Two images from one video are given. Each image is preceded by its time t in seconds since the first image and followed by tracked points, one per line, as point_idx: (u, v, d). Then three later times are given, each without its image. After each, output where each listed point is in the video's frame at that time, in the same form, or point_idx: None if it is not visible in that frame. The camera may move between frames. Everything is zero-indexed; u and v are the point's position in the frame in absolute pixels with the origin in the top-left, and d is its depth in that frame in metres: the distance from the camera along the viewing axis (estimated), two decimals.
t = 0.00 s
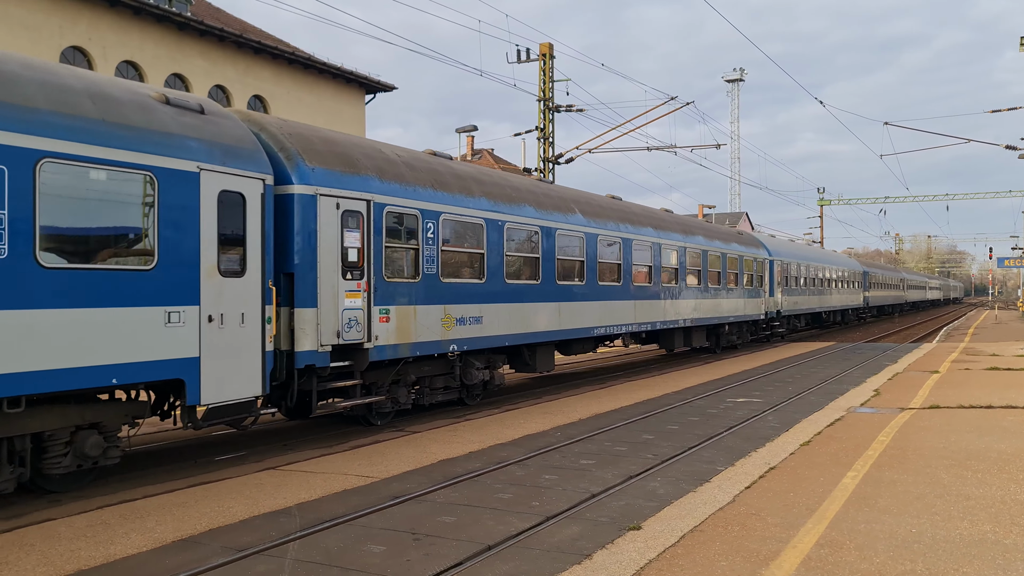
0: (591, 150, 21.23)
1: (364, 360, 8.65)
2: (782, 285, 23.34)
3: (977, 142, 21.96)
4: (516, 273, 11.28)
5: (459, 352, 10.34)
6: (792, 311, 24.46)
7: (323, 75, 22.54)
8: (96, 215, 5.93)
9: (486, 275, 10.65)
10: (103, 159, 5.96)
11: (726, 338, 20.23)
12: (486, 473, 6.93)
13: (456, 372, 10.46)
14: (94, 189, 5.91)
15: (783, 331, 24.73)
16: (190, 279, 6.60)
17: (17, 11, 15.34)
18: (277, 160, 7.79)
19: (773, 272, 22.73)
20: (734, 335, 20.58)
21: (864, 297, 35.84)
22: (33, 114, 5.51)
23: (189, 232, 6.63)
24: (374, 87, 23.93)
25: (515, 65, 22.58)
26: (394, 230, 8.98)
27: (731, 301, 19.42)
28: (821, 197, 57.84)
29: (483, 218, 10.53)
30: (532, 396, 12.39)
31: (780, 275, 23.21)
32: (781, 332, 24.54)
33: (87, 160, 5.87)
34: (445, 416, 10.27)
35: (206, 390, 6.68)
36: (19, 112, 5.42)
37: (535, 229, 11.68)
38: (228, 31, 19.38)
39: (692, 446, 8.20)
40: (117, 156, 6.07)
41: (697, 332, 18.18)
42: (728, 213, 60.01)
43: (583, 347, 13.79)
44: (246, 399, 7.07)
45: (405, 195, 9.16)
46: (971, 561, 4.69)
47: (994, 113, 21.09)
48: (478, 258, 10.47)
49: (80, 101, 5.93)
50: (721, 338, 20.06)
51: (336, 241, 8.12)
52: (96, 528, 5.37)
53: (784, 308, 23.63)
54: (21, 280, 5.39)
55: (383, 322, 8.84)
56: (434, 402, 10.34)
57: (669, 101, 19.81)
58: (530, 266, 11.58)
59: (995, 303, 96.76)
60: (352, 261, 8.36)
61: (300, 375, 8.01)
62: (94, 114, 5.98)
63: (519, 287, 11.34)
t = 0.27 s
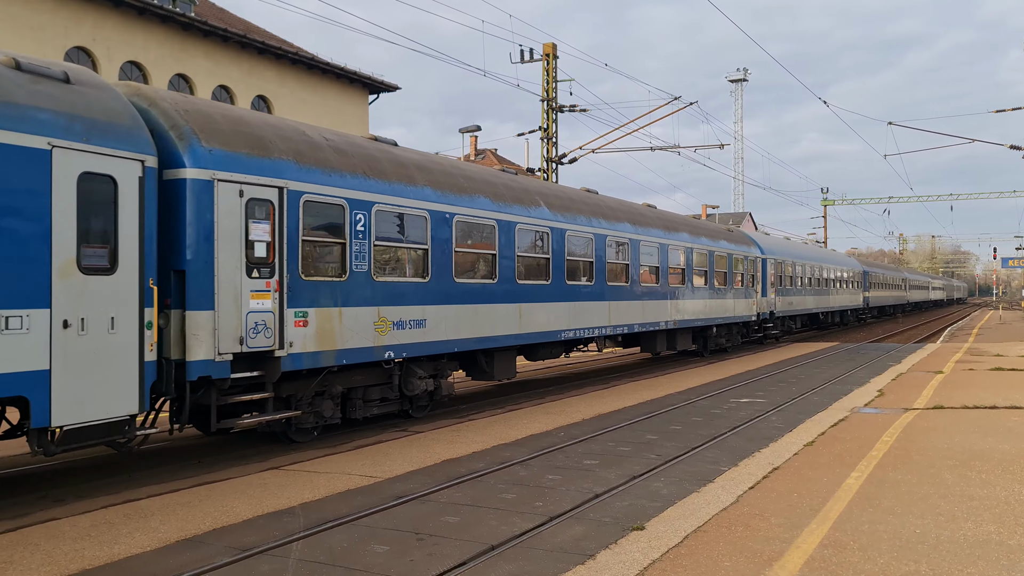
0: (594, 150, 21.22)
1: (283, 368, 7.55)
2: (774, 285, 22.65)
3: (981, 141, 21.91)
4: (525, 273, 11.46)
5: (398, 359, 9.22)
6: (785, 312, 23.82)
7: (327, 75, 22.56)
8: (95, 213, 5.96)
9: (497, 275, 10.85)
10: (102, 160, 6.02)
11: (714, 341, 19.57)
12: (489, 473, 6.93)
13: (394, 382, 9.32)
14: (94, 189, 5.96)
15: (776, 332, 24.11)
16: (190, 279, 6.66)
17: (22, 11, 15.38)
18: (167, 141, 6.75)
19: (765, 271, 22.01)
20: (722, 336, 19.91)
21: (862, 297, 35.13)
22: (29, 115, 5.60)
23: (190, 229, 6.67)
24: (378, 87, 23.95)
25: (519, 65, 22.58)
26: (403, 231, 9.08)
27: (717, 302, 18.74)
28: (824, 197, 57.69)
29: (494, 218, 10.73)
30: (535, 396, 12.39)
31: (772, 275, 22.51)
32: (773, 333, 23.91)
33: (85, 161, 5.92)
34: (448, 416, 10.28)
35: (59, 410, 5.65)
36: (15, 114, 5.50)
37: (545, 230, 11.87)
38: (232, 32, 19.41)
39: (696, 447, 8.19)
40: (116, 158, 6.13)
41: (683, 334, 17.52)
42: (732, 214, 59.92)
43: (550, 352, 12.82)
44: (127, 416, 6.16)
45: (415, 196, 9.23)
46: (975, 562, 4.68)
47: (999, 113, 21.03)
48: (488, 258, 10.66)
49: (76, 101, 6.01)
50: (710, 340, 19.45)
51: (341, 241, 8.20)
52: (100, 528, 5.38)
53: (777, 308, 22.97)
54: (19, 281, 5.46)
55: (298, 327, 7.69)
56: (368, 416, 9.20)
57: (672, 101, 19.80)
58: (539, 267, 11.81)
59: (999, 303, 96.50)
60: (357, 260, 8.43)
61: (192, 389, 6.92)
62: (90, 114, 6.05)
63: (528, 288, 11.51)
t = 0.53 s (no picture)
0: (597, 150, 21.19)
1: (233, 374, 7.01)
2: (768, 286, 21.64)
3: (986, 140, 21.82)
4: (533, 274, 11.47)
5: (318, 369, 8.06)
6: (781, 313, 22.87)
7: (329, 75, 22.57)
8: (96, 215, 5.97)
9: (505, 276, 10.86)
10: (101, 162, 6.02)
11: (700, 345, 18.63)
12: (493, 474, 6.93)
13: (311, 395, 8.20)
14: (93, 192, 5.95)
15: (769, 335, 23.12)
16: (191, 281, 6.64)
17: (25, 12, 15.43)
18: (13, 114, 5.74)
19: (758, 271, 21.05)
20: (710, 339, 18.86)
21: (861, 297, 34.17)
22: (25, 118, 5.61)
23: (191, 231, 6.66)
24: (380, 87, 23.95)
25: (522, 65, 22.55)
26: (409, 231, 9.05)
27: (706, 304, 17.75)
28: (827, 197, 57.53)
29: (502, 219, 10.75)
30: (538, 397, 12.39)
31: (765, 275, 21.54)
32: (765, 337, 22.95)
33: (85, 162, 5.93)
34: (451, 417, 10.28)
35: None
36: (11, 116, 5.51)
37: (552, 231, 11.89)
38: (235, 32, 19.44)
39: (699, 448, 8.17)
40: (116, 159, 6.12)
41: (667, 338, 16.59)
42: (735, 214, 59.83)
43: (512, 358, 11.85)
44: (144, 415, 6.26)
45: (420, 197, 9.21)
46: (980, 564, 4.66)
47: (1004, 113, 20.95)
48: (495, 259, 10.67)
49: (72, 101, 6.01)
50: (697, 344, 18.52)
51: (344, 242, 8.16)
52: (104, 528, 5.40)
53: (771, 310, 21.97)
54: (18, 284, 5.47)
55: (184, 333, 6.58)
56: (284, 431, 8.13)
57: (676, 101, 19.77)
58: (548, 268, 11.82)
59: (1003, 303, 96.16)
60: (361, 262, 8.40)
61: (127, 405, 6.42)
62: (86, 115, 6.04)
63: (535, 289, 11.52)
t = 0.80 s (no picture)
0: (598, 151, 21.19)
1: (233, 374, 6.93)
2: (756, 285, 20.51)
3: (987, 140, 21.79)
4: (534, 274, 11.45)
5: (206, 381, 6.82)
6: (770, 315, 21.79)
7: (330, 76, 22.57)
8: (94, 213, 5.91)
9: (507, 277, 10.83)
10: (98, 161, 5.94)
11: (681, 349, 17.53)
12: (493, 475, 6.92)
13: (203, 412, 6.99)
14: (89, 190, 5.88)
15: (757, 338, 22.00)
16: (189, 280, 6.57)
17: (26, 12, 15.43)
18: None
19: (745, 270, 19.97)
20: (691, 343, 17.72)
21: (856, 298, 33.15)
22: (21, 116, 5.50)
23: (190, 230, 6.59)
24: (381, 87, 23.95)
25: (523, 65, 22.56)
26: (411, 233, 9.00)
27: (687, 305, 16.63)
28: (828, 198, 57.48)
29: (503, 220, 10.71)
30: (538, 398, 12.38)
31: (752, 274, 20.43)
32: (753, 339, 21.82)
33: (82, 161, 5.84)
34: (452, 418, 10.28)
35: None
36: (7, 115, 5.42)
37: (552, 231, 11.84)
38: (235, 32, 19.44)
39: (700, 449, 8.16)
40: (113, 159, 6.05)
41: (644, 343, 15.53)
42: (736, 214, 59.83)
43: (464, 365, 10.60)
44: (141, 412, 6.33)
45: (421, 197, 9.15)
46: (980, 564, 4.65)
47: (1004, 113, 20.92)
48: (497, 260, 10.62)
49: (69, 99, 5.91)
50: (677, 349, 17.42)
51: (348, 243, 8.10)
52: (105, 528, 5.40)
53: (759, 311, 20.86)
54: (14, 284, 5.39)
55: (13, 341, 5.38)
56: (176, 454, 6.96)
57: (676, 101, 19.77)
58: (549, 269, 11.80)
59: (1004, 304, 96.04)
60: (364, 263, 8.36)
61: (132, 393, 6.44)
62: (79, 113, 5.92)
63: (537, 289, 11.48)
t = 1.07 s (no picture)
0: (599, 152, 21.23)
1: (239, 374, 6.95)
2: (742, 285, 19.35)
3: (987, 141, 21.78)
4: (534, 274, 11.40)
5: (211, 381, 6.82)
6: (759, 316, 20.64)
7: (331, 77, 22.60)
8: (97, 213, 5.86)
9: (506, 277, 10.77)
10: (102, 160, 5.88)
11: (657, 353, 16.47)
12: (494, 476, 6.93)
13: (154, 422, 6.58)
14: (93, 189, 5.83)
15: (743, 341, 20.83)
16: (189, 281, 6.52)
17: (28, 13, 15.48)
18: None
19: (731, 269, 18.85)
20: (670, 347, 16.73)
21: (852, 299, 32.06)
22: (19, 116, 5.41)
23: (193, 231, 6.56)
24: (382, 88, 23.98)
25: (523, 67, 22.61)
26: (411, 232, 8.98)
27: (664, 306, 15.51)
28: (828, 199, 57.47)
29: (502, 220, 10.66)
30: (539, 399, 12.40)
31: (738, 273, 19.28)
32: (738, 342, 20.67)
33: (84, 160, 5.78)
34: (453, 419, 10.29)
35: None
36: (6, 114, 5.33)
37: (552, 232, 11.80)
38: (237, 33, 19.46)
39: (701, 449, 8.17)
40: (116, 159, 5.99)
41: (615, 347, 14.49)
42: (736, 215, 59.86)
43: (402, 374, 9.45)
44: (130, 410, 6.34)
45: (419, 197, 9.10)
46: (980, 565, 4.66)
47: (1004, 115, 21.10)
48: (496, 260, 10.57)
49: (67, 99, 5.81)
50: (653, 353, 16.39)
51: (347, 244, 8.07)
52: (106, 529, 5.41)
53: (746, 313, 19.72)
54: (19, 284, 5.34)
55: None
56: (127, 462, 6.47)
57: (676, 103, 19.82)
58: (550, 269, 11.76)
59: (1005, 305, 95.94)
60: (364, 264, 8.36)
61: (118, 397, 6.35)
62: (87, 114, 5.89)
63: (537, 289, 11.44)
